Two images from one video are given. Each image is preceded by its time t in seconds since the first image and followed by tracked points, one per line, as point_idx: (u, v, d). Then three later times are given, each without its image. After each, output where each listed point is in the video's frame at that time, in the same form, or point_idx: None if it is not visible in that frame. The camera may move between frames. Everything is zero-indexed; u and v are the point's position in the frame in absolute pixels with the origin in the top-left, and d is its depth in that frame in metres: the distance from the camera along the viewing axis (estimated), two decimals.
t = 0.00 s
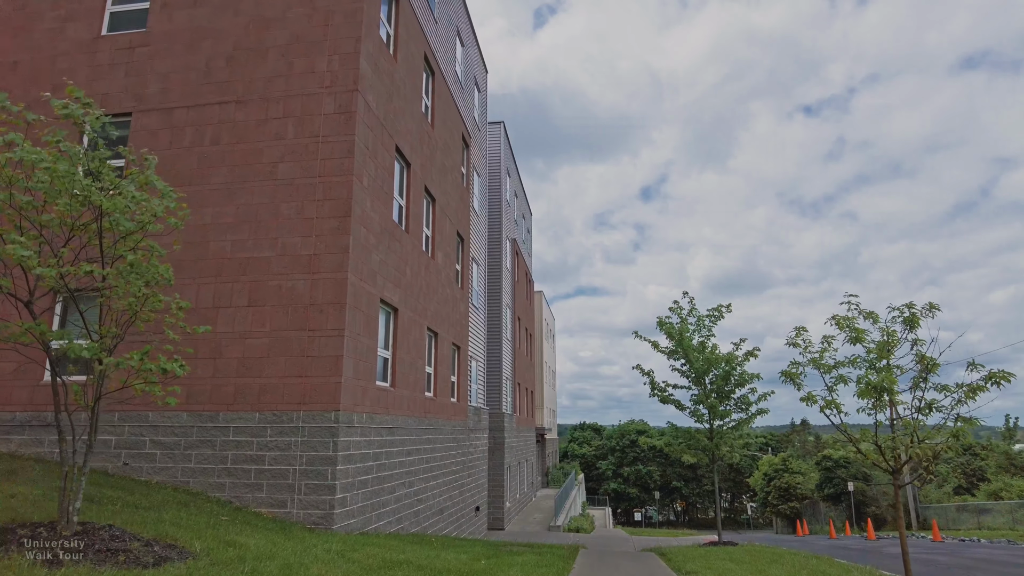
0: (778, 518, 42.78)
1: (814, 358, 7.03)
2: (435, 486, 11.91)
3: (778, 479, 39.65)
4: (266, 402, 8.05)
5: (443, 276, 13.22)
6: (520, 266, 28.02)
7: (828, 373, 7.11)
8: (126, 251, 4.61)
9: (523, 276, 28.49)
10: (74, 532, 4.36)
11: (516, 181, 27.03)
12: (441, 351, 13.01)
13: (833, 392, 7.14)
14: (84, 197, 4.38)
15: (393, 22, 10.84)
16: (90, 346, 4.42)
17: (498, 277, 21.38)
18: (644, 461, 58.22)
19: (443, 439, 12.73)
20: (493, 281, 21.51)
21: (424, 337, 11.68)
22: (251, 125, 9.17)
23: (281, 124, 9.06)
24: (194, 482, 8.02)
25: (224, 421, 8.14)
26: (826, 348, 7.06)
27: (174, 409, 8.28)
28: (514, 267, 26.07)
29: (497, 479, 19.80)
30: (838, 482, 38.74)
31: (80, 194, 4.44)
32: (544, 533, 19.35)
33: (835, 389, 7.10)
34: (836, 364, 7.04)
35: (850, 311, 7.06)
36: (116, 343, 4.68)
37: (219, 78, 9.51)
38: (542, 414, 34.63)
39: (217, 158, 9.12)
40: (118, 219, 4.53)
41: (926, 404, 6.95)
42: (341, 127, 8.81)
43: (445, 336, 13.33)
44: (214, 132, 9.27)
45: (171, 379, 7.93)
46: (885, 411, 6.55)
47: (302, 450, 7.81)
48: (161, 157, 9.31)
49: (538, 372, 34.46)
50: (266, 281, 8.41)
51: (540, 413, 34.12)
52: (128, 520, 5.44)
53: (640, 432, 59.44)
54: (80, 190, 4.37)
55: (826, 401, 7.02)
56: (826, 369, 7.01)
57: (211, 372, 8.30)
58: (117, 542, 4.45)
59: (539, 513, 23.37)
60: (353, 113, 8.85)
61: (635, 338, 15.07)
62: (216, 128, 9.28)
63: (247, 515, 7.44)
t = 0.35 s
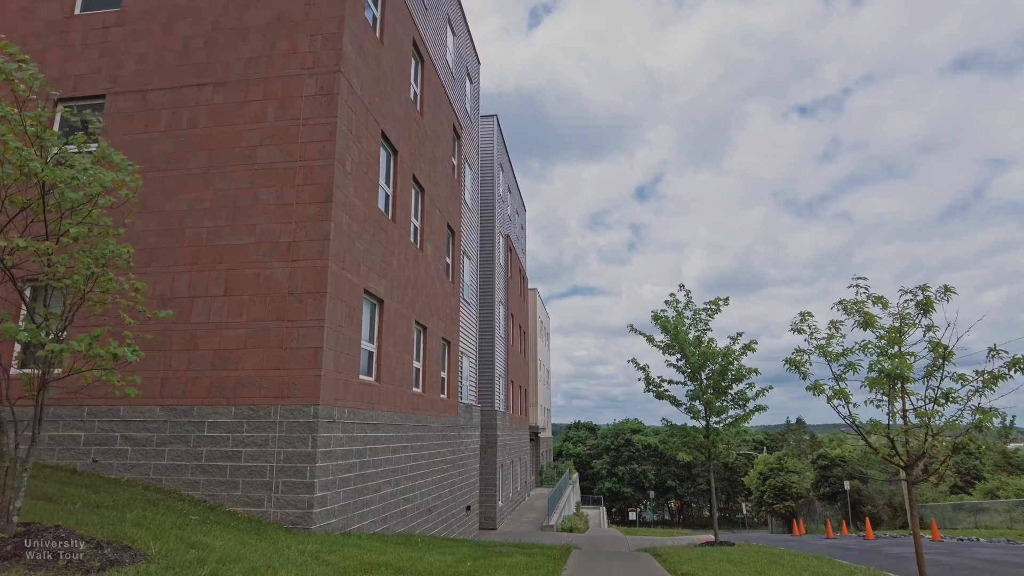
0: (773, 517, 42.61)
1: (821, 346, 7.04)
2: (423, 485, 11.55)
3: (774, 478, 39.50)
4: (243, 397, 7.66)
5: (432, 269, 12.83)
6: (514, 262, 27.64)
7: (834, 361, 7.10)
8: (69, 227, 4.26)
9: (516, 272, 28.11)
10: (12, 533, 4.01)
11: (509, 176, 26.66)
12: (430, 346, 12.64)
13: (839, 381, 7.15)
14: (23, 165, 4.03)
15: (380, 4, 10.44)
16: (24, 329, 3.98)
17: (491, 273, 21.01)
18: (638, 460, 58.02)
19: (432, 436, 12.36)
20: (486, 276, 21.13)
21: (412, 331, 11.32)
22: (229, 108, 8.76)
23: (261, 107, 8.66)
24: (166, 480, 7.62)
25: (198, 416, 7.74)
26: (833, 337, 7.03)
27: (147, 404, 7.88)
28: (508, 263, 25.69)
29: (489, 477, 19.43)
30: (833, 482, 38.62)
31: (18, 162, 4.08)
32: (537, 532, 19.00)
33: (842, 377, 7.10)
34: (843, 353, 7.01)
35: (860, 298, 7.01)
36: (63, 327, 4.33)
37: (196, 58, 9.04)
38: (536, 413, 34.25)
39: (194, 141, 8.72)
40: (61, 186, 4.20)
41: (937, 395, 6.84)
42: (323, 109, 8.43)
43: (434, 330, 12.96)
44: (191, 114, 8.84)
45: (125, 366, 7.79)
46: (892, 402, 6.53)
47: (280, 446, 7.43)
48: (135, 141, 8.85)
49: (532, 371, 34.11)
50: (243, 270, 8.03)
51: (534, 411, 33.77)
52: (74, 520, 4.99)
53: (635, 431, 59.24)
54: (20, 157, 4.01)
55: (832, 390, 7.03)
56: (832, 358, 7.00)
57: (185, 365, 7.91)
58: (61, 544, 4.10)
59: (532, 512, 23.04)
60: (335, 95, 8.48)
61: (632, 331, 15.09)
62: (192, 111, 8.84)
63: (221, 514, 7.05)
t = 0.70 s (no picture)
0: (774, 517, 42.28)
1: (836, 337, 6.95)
2: (417, 487, 11.21)
3: (775, 478, 39.20)
4: (224, 393, 7.32)
5: (427, 263, 12.49)
6: (513, 259, 27.29)
7: (852, 352, 6.96)
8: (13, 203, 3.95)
9: (515, 270, 27.70)
10: None
11: (507, 172, 26.31)
12: (424, 343, 12.29)
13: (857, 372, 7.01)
14: None
15: None
16: None
17: (488, 270, 20.66)
18: (638, 460, 57.71)
19: (426, 436, 12.00)
20: (483, 273, 20.78)
21: (405, 327, 10.98)
22: (212, 93, 8.41)
23: (246, 92, 8.31)
24: (144, 481, 7.26)
25: (178, 414, 7.39)
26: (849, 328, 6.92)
27: (124, 402, 7.52)
28: (506, 260, 25.32)
29: (487, 478, 19.09)
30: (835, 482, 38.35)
31: None
32: (536, 534, 18.66)
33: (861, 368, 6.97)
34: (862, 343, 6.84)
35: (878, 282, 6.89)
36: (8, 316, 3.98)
37: (179, 42, 8.69)
38: (535, 413, 33.90)
39: (176, 129, 8.37)
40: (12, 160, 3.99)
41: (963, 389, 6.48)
42: (309, 94, 8.08)
43: (428, 327, 12.60)
44: (173, 101, 8.49)
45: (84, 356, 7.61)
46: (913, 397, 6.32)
47: (263, 446, 7.08)
48: (114, 128, 8.51)
49: (531, 370, 33.75)
50: (226, 261, 7.68)
51: (533, 411, 33.37)
52: (20, 526, 4.58)
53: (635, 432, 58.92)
54: None
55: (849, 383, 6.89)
56: (849, 349, 6.88)
57: (165, 360, 7.56)
58: (4, 555, 3.78)
59: (531, 513, 22.69)
60: (322, 80, 8.13)
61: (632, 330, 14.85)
62: (175, 97, 8.49)
63: (200, 517, 6.70)
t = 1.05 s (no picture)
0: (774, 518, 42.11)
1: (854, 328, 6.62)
2: (408, 488, 10.85)
3: (775, 478, 38.97)
4: (202, 391, 6.95)
5: (420, 258, 12.11)
6: (510, 257, 26.90)
7: (873, 345, 6.57)
8: None
9: (512, 267, 27.32)
10: None
11: (505, 168, 25.91)
12: (417, 340, 11.92)
13: (879, 368, 6.56)
14: None
15: None
16: None
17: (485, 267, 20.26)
18: (637, 460, 57.45)
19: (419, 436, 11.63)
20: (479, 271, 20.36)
21: (396, 323, 10.62)
22: (192, 77, 8.04)
23: (228, 77, 7.94)
24: (118, 483, 6.89)
25: (154, 413, 7.02)
26: (868, 318, 6.61)
27: (97, 400, 7.15)
28: (503, 257, 24.93)
29: (483, 479, 18.73)
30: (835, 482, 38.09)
31: None
32: (532, 536, 18.32)
33: (883, 363, 6.53)
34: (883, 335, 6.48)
35: (896, 271, 6.66)
36: None
37: (158, 24, 8.31)
38: (533, 412, 33.58)
39: (154, 114, 8.00)
40: None
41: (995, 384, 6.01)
42: (294, 79, 7.72)
43: (421, 324, 12.23)
44: (152, 85, 8.11)
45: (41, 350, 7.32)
46: (942, 394, 6.01)
47: (243, 447, 6.71)
48: (90, 114, 8.13)
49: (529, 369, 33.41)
50: (205, 252, 7.31)
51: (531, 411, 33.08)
52: None
53: (633, 431, 58.66)
54: None
55: (872, 378, 6.45)
56: (869, 342, 6.52)
57: (140, 356, 7.18)
58: None
59: (528, 514, 22.34)
60: (308, 64, 7.76)
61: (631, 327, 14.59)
62: (154, 82, 8.12)
63: (175, 521, 6.34)
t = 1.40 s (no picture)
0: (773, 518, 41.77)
1: (869, 309, 6.27)
2: (398, 487, 10.50)
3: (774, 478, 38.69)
4: (177, 384, 6.61)
5: (411, 251, 11.77)
6: (507, 254, 26.53)
7: (893, 328, 6.21)
8: None
9: (509, 265, 26.95)
10: None
11: (502, 164, 25.54)
12: (408, 335, 11.59)
13: (899, 352, 6.20)
14: None
15: None
16: None
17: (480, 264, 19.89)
18: (635, 460, 57.15)
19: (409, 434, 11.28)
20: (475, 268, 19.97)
21: (386, 317, 10.27)
22: (171, 57, 7.69)
23: (207, 55, 7.59)
24: (87, 481, 6.54)
25: (126, 407, 6.67)
26: (885, 298, 6.26)
27: (67, 392, 6.80)
28: (500, 255, 24.57)
29: (478, 478, 18.38)
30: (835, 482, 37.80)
31: None
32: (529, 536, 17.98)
33: (904, 346, 6.17)
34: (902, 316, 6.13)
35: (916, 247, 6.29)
36: None
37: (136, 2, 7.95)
38: (530, 411, 33.23)
39: (130, 95, 7.65)
40: None
41: None
42: (276, 58, 7.38)
43: (413, 318, 11.89)
44: (128, 65, 7.76)
45: None
46: (964, 380, 5.70)
47: (219, 442, 6.37)
48: (64, 95, 7.78)
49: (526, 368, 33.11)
50: (181, 238, 6.97)
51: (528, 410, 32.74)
52: None
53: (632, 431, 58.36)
54: None
55: (891, 362, 6.10)
56: (887, 323, 6.18)
57: (112, 348, 6.83)
58: None
59: (525, 515, 22.01)
60: (291, 43, 7.42)
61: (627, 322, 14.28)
62: (130, 61, 7.76)
63: (146, 521, 6.00)
